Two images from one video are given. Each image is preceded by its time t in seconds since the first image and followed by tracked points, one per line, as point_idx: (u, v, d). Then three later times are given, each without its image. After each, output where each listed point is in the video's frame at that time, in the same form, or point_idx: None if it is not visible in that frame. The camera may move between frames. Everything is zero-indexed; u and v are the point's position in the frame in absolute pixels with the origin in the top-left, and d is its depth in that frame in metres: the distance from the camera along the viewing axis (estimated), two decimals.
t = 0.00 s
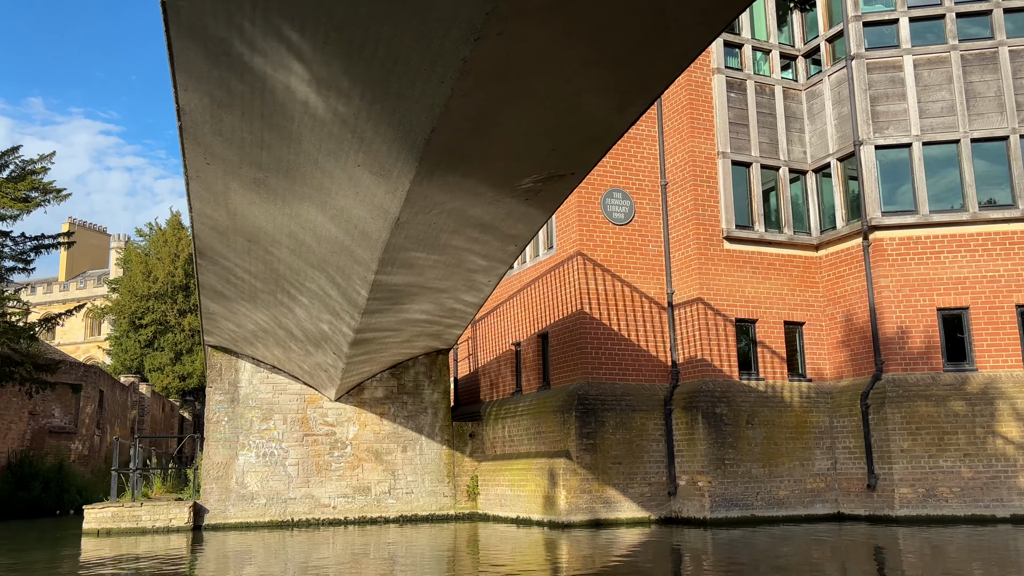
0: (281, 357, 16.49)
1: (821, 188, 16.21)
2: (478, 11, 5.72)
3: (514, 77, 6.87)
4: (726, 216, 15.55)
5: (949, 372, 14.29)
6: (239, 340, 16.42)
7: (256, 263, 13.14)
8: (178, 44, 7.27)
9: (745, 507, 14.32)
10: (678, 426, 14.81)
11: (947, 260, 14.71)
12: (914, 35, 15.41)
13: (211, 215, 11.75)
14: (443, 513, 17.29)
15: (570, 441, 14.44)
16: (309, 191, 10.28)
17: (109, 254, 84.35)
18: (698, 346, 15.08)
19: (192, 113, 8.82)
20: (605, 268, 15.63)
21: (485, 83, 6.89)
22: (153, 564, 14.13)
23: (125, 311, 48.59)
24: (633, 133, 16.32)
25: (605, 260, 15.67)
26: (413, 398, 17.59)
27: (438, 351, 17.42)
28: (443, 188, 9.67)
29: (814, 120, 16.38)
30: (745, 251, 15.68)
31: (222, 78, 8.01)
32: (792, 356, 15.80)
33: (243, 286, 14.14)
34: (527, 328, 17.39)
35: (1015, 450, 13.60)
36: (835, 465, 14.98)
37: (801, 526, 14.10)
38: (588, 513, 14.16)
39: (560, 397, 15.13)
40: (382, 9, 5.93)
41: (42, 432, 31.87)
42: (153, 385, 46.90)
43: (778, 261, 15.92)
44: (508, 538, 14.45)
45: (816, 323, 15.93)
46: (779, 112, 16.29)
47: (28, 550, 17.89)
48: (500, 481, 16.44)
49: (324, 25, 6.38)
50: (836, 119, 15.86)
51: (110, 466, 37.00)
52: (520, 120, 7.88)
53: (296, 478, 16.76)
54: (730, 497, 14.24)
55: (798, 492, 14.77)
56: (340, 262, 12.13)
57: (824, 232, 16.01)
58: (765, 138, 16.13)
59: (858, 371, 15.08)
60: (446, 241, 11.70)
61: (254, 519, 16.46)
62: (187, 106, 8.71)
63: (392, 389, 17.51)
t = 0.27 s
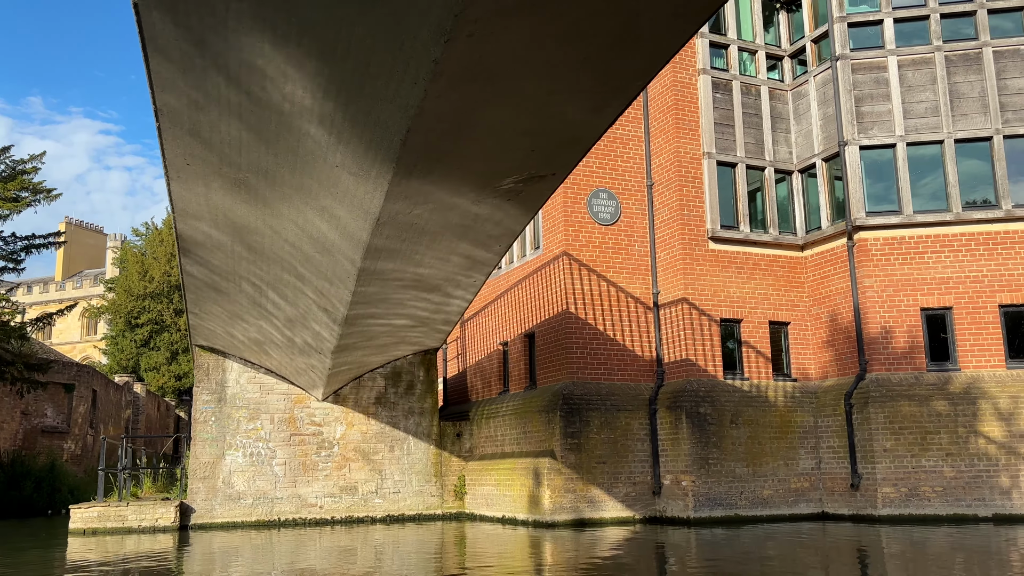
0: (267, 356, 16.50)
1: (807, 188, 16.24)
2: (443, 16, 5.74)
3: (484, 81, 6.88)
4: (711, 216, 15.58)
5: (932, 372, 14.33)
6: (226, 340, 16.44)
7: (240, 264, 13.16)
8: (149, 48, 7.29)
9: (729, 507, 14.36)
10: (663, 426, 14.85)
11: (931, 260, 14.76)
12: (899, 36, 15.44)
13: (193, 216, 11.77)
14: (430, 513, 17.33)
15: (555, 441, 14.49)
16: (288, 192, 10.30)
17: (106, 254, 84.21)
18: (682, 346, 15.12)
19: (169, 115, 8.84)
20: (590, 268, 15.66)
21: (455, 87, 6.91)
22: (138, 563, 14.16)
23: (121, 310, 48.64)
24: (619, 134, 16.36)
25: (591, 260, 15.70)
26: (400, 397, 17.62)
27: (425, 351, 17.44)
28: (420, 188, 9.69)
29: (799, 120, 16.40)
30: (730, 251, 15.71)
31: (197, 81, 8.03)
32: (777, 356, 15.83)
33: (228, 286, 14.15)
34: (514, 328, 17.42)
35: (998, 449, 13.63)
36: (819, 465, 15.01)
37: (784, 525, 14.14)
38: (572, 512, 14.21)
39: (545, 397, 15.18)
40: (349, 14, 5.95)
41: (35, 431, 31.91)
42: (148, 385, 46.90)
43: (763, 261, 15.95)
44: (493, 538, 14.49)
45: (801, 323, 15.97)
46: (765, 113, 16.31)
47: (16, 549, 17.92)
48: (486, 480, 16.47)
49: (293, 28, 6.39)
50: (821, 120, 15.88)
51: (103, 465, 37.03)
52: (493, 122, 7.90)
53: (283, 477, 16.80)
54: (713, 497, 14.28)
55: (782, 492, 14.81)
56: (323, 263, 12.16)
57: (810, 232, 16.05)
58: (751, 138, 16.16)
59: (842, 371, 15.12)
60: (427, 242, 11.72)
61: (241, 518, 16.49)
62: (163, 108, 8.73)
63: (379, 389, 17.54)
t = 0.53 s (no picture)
0: (255, 357, 16.53)
1: (793, 190, 16.27)
2: (410, 23, 5.76)
3: (456, 86, 6.92)
4: (697, 218, 15.63)
5: (916, 373, 14.37)
6: (213, 341, 16.47)
7: (225, 265, 13.20)
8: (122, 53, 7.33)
9: (714, 507, 14.39)
10: (648, 427, 14.88)
11: (916, 261, 14.78)
12: (884, 38, 15.48)
13: (176, 218, 11.80)
14: (418, 513, 17.36)
15: (540, 441, 14.52)
16: (269, 194, 10.34)
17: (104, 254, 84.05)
18: (668, 347, 15.16)
19: (147, 118, 8.88)
20: (577, 269, 15.71)
21: (428, 92, 6.93)
22: (123, 564, 14.18)
23: (118, 310, 48.59)
24: (606, 135, 16.39)
25: (577, 261, 15.73)
26: (389, 398, 17.65)
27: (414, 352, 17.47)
28: (399, 190, 9.72)
29: (786, 122, 16.43)
30: (716, 252, 15.76)
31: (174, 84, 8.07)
32: (763, 357, 15.86)
33: (215, 287, 14.18)
34: (502, 329, 17.45)
35: (981, 450, 13.67)
36: (805, 465, 15.03)
37: (769, 526, 14.17)
38: (557, 513, 14.23)
39: (531, 398, 15.21)
40: (318, 23, 5.98)
41: (28, 432, 31.93)
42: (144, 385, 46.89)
43: (749, 262, 15.99)
44: (479, 538, 14.53)
45: (787, 324, 16.00)
46: (752, 114, 16.34)
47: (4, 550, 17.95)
48: (474, 481, 16.50)
49: (264, 36, 6.43)
50: (807, 121, 15.91)
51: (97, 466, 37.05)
52: (467, 125, 7.93)
53: (271, 478, 16.83)
54: (698, 498, 14.31)
55: (767, 493, 14.84)
56: (307, 264, 12.20)
57: (796, 233, 16.08)
58: (737, 140, 16.19)
59: (828, 372, 15.16)
60: (410, 243, 11.75)
61: (228, 519, 16.52)
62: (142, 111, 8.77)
63: (367, 390, 17.57)
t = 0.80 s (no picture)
0: (244, 358, 16.55)
1: (781, 191, 16.29)
2: (379, 29, 5.79)
3: (430, 91, 6.94)
4: (684, 219, 15.66)
5: (902, 374, 14.40)
6: (202, 342, 16.50)
7: (211, 267, 13.23)
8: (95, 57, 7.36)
9: (699, 508, 14.41)
10: (635, 428, 14.91)
11: (901, 263, 14.81)
12: (871, 40, 15.51)
13: (160, 220, 11.84)
14: (407, 514, 17.39)
15: (527, 443, 14.55)
16: (251, 197, 10.37)
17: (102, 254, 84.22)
18: (655, 349, 15.19)
19: (126, 121, 8.91)
20: (564, 271, 15.74)
21: (401, 98, 6.96)
22: (109, 564, 14.22)
23: (116, 311, 48.65)
24: (594, 137, 16.43)
25: (565, 263, 15.77)
26: (377, 399, 17.68)
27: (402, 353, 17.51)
28: (379, 193, 9.74)
29: (773, 124, 16.45)
30: (703, 254, 15.79)
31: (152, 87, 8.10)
32: (750, 358, 15.89)
33: (201, 289, 14.22)
34: (490, 330, 17.49)
35: (965, 451, 13.70)
36: (791, 467, 15.06)
37: (754, 527, 14.20)
38: (543, 514, 14.27)
39: (518, 399, 15.24)
40: (284, 29, 6.00)
41: (22, 432, 31.98)
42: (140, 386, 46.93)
43: (736, 264, 16.02)
44: (466, 539, 14.57)
45: (774, 326, 16.03)
46: (739, 116, 16.37)
47: None
48: (462, 482, 16.52)
49: (236, 42, 6.47)
50: (794, 123, 15.93)
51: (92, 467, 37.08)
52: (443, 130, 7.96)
53: (259, 479, 16.85)
54: (683, 499, 14.34)
55: (753, 494, 14.86)
56: (291, 266, 12.23)
57: (783, 235, 16.11)
58: (724, 142, 16.22)
59: (814, 373, 15.18)
60: (393, 245, 11.78)
61: (216, 519, 16.55)
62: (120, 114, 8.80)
63: (356, 391, 17.60)
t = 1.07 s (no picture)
0: (232, 359, 16.57)
1: (768, 193, 16.31)
2: (344, 38, 5.82)
3: (399, 100, 6.98)
4: (671, 221, 15.69)
5: (887, 375, 14.43)
6: (191, 342, 16.52)
7: (197, 269, 13.26)
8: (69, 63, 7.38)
9: (685, 509, 14.43)
10: (621, 429, 14.93)
11: (887, 264, 14.82)
12: (857, 42, 15.54)
13: (144, 222, 11.86)
14: (395, 515, 17.42)
15: (513, 443, 14.58)
16: (232, 199, 10.40)
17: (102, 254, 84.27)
18: (641, 349, 15.22)
19: (105, 125, 8.94)
20: (551, 272, 15.76)
21: (372, 105, 6.99)
22: (95, 564, 14.26)
23: (114, 311, 48.68)
24: (582, 138, 16.46)
25: (552, 264, 15.79)
26: (367, 400, 17.71)
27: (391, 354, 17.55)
28: (358, 195, 9.77)
29: (761, 125, 16.47)
30: (690, 255, 15.81)
31: (129, 91, 8.14)
32: (737, 359, 15.91)
33: (188, 290, 14.23)
34: (479, 331, 17.52)
35: (949, 452, 13.73)
36: (777, 467, 15.08)
37: (739, 527, 14.22)
38: (529, 514, 14.30)
39: (505, 400, 15.26)
40: (249, 37, 6.03)
41: (17, 433, 32.01)
42: (137, 386, 46.94)
43: (723, 265, 16.04)
44: (452, 539, 14.59)
45: (761, 327, 16.05)
46: (727, 117, 16.39)
47: None
48: (450, 483, 16.54)
49: (207, 48, 6.49)
50: (782, 124, 15.96)
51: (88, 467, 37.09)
52: (417, 134, 7.99)
53: (247, 479, 16.89)
54: (668, 500, 14.36)
55: (739, 494, 14.88)
56: (276, 267, 12.26)
57: (770, 236, 16.13)
58: (712, 143, 16.25)
59: (801, 374, 15.20)
60: (376, 247, 11.80)
61: (204, 520, 16.59)
62: (99, 118, 8.84)
63: (345, 391, 17.63)
